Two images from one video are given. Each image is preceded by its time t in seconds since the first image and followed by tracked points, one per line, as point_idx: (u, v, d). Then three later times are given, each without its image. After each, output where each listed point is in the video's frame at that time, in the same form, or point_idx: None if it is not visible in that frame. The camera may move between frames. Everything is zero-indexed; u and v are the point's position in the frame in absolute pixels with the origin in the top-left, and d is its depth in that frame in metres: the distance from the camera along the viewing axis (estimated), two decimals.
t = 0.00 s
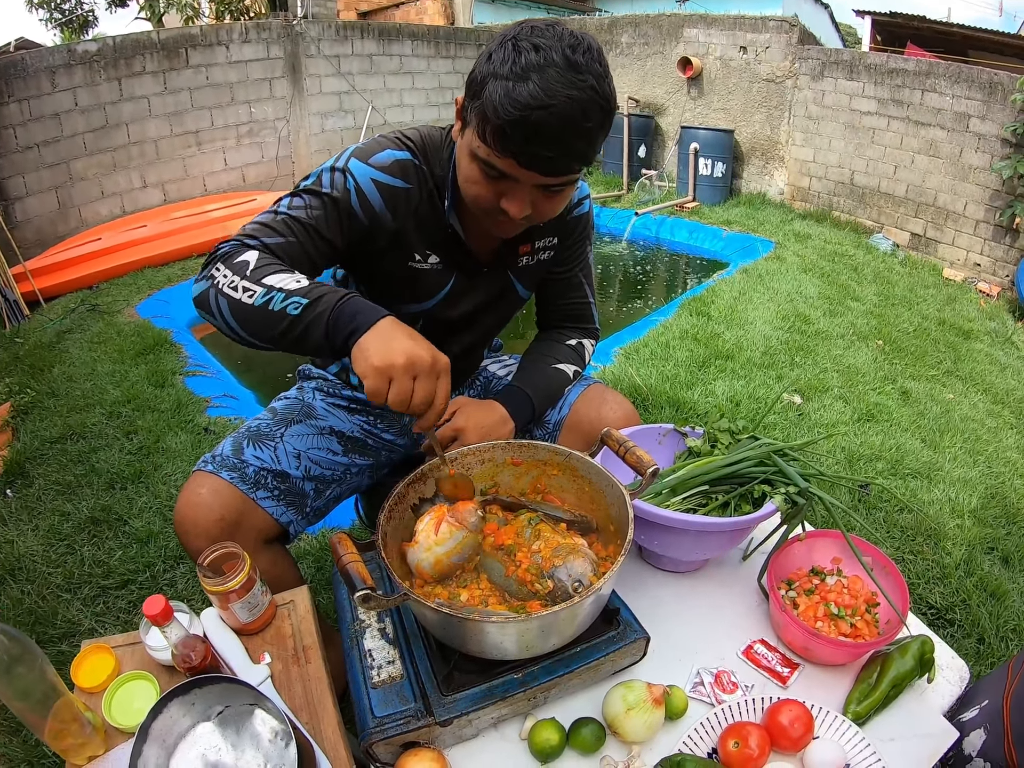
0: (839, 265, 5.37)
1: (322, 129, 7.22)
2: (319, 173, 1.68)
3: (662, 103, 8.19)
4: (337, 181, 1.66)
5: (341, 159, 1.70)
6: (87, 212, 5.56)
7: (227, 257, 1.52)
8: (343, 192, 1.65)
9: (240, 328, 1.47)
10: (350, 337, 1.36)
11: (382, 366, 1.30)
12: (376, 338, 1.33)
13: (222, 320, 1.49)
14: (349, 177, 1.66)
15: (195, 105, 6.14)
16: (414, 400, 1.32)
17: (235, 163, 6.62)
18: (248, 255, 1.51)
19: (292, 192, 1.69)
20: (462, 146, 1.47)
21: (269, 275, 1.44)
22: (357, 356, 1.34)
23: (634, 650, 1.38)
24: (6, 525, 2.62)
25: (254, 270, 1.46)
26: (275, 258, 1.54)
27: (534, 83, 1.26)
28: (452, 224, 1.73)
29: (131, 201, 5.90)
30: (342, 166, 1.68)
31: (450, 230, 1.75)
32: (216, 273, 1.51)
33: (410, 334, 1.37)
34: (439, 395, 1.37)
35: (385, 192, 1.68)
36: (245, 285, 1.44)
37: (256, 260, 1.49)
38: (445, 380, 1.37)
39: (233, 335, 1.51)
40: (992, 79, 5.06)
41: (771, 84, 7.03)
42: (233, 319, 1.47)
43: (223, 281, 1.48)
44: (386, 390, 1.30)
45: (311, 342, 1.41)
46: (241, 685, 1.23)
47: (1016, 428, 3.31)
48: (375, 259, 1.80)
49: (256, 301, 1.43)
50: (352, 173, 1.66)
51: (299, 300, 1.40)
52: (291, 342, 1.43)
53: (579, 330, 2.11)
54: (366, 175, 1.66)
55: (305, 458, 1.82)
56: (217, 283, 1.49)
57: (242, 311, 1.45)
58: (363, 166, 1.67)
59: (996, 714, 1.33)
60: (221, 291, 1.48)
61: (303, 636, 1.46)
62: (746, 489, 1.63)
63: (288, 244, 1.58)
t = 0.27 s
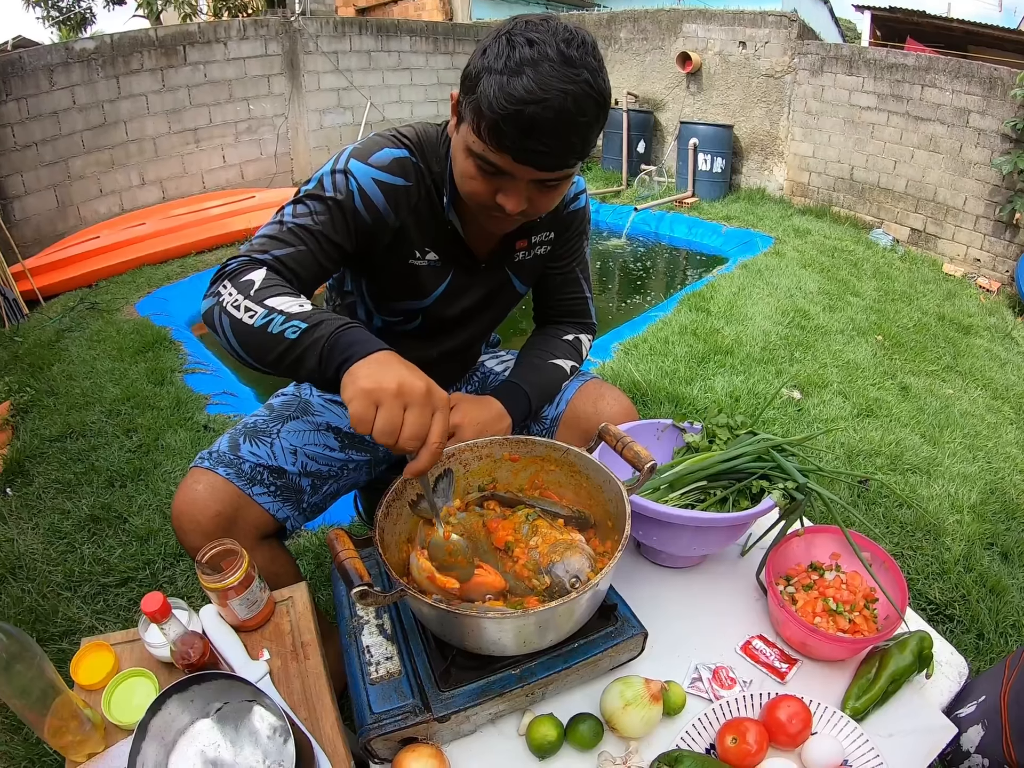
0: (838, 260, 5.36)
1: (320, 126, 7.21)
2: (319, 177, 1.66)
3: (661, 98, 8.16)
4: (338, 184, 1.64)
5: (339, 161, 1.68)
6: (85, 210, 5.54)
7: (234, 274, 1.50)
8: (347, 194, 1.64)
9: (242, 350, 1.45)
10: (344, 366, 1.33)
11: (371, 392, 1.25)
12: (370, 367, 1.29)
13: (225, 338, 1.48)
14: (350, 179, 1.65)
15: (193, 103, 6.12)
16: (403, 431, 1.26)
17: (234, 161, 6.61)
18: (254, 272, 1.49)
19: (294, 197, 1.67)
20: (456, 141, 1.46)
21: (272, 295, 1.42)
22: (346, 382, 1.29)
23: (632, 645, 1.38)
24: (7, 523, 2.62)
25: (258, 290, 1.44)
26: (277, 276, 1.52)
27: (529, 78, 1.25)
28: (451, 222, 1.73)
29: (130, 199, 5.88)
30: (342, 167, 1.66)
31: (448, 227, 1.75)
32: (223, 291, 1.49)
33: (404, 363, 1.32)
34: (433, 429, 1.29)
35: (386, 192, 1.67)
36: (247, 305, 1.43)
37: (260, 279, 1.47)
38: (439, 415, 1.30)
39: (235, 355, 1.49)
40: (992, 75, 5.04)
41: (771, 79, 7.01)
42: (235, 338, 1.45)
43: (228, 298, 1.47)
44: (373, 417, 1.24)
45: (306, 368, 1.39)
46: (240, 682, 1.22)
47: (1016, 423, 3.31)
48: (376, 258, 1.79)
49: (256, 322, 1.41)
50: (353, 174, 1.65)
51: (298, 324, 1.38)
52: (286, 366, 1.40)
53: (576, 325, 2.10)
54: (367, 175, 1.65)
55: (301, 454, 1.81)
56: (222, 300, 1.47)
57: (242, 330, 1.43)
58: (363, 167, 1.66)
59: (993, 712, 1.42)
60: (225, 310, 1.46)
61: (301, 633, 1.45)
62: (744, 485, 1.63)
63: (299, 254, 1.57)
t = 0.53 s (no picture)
0: (837, 256, 5.36)
1: (318, 124, 7.20)
2: (315, 175, 1.66)
3: (659, 95, 8.15)
4: (334, 182, 1.64)
5: (336, 158, 1.68)
6: (84, 209, 5.53)
7: (229, 278, 1.51)
8: (342, 192, 1.64)
9: (238, 355, 1.46)
10: (337, 387, 1.35)
11: (361, 418, 1.27)
12: (361, 392, 1.31)
13: (221, 341, 1.48)
14: (346, 177, 1.64)
15: (191, 101, 6.11)
16: (390, 456, 1.27)
17: (232, 159, 6.60)
18: (251, 278, 1.49)
19: (290, 196, 1.67)
20: (458, 138, 1.46)
21: (269, 305, 1.43)
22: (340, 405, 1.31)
23: (630, 641, 1.38)
24: (6, 523, 2.62)
25: (255, 298, 1.44)
26: (274, 281, 1.53)
27: (532, 76, 1.25)
28: (449, 220, 1.73)
29: (128, 198, 5.87)
30: (339, 165, 1.66)
31: (446, 225, 1.74)
32: (219, 293, 1.49)
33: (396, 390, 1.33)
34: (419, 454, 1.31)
35: (383, 189, 1.67)
36: (243, 313, 1.43)
37: (258, 285, 1.48)
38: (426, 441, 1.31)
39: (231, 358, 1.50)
40: (990, 71, 5.04)
41: (769, 75, 7.00)
42: (231, 345, 1.46)
43: (224, 303, 1.47)
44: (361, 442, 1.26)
45: (300, 384, 1.40)
46: (239, 679, 1.22)
47: (1014, 420, 3.31)
48: (373, 257, 1.79)
49: (253, 332, 1.42)
50: (349, 172, 1.64)
51: (294, 339, 1.39)
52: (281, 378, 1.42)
53: (574, 322, 2.10)
54: (364, 174, 1.65)
55: (300, 452, 1.81)
56: (219, 304, 1.48)
57: (237, 337, 1.44)
58: (359, 165, 1.65)
59: (992, 708, 1.46)
60: (222, 314, 1.46)
61: (300, 630, 1.45)
62: (742, 481, 1.63)
63: (294, 254, 1.58)
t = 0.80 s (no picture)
0: (836, 251, 5.35)
1: (316, 120, 7.17)
2: (313, 163, 1.65)
3: (657, 90, 8.13)
4: (331, 169, 1.63)
5: (333, 147, 1.67)
6: (81, 207, 5.51)
7: (219, 267, 1.49)
8: (340, 180, 1.63)
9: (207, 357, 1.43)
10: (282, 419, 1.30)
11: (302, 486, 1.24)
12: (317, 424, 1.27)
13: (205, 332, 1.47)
14: (343, 164, 1.64)
15: (188, 98, 6.09)
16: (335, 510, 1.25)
17: (229, 156, 6.57)
18: (234, 270, 1.48)
19: (287, 184, 1.66)
20: (453, 127, 1.45)
21: (232, 306, 1.39)
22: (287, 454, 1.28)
23: (630, 635, 1.38)
24: (5, 521, 2.61)
25: (224, 297, 1.42)
26: (258, 276, 1.50)
27: (526, 62, 1.25)
28: (445, 210, 1.72)
29: (126, 196, 5.85)
30: (336, 153, 1.65)
31: (442, 215, 1.73)
32: (204, 285, 1.48)
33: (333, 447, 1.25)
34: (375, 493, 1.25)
35: (380, 178, 1.66)
36: (211, 313, 1.41)
37: (235, 280, 1.45)
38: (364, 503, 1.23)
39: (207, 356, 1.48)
40: (989, 65, 5.03)
41: (768, 70, 6.98)
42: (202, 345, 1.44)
43: (206, 296, 1.45)
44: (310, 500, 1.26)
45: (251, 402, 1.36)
46: (238, 674, 1.22)
47: (1014, 414, 3.31)
48: (371, 246, 1.78)
49: (216, 334, 1.39)
50: (347, 160, 1.64)
51: (245, 356, 1.35)
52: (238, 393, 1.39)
53: (572, 315, 2.09)
54: (361, 161, 1.64)
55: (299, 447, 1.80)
56: (201, 298, 1.46)
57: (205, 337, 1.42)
58: (356, 153, 1.64)
59: (994, 702, 1.47)
60: (200, 310, 1.45)
61: (299, 625, 1.45)
62: (742, 474, 1.62)
63: (291, 241, 1.57)
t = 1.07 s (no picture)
0: (835, 247, 5.34)
1: (313, 117, 7.16)
2: (308, 157, 1.65)
3: (655, 86, 8.11)
4: (326, 163, 1.63)
5: (329, 140, 1.66)
6: (79, 206, 5.49)
7: (209, 259, 1.49)
8: (334, 174, 1.62)
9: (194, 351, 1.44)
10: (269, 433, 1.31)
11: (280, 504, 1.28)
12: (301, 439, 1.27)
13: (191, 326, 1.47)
14: (339, 159, 1.63)
15: (186, 96, 6.07)
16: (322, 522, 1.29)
17: (227, 153, 6.56)
18: (223, 267, 1.46)
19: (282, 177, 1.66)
20: (444, 124, 1.44)
21: (221, 309, 1.39)
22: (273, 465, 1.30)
23: (627, 632, 1.38)
24: (4, 520, 2.60)
25: (212, 296, 1.41)
26: (247, 272, 1.49)
27: (516, 59, 1.24)
28: (439, 207, 1.71)
29: (123, 194, 5.83)
30: (331, 146, 1.64)
31: (436, 212, 1.72)
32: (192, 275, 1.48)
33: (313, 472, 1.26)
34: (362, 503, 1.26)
35: (375, 174, 1.65)
36: (199, 311, 1.41)
37: (225, 276, 1.44)
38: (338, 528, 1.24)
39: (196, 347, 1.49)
40: (988, 61, 5.01)
41: (766, 66, 6.96)
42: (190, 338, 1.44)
43: (195, 292, 1.45)
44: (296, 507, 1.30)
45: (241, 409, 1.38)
46: (235, 672, 1.22)
47: (1012, 409, 3.30)
48: (365, 241, 1.77)
49: (204, 335, 1.39)
50: (342, 154, 1.63)
51: (232, 365, 1.35)
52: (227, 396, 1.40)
53: (569, 312, 2.09)
54: (356, 156, 1.64)
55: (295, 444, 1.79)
56: (189, 290, 1.46)
57: (195, 334, 1.42)
58: (352, 148, 1.64)
59: (993, 698, 1.47)
60: (188, 302, 1.45)
61: (296, 623, 1.44)
62: (739, 470, 1.62)
63: (284, 233, 1.57)
